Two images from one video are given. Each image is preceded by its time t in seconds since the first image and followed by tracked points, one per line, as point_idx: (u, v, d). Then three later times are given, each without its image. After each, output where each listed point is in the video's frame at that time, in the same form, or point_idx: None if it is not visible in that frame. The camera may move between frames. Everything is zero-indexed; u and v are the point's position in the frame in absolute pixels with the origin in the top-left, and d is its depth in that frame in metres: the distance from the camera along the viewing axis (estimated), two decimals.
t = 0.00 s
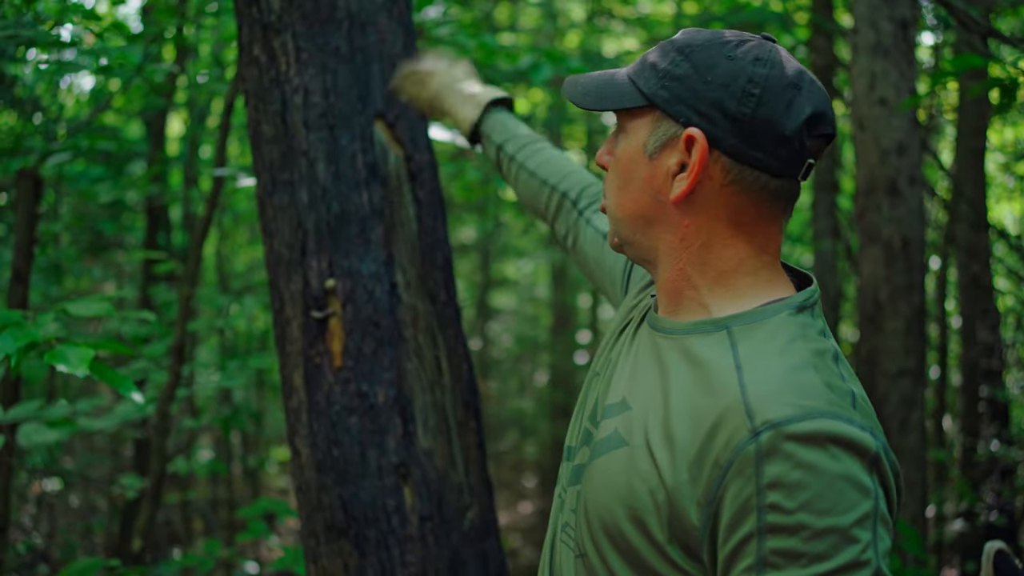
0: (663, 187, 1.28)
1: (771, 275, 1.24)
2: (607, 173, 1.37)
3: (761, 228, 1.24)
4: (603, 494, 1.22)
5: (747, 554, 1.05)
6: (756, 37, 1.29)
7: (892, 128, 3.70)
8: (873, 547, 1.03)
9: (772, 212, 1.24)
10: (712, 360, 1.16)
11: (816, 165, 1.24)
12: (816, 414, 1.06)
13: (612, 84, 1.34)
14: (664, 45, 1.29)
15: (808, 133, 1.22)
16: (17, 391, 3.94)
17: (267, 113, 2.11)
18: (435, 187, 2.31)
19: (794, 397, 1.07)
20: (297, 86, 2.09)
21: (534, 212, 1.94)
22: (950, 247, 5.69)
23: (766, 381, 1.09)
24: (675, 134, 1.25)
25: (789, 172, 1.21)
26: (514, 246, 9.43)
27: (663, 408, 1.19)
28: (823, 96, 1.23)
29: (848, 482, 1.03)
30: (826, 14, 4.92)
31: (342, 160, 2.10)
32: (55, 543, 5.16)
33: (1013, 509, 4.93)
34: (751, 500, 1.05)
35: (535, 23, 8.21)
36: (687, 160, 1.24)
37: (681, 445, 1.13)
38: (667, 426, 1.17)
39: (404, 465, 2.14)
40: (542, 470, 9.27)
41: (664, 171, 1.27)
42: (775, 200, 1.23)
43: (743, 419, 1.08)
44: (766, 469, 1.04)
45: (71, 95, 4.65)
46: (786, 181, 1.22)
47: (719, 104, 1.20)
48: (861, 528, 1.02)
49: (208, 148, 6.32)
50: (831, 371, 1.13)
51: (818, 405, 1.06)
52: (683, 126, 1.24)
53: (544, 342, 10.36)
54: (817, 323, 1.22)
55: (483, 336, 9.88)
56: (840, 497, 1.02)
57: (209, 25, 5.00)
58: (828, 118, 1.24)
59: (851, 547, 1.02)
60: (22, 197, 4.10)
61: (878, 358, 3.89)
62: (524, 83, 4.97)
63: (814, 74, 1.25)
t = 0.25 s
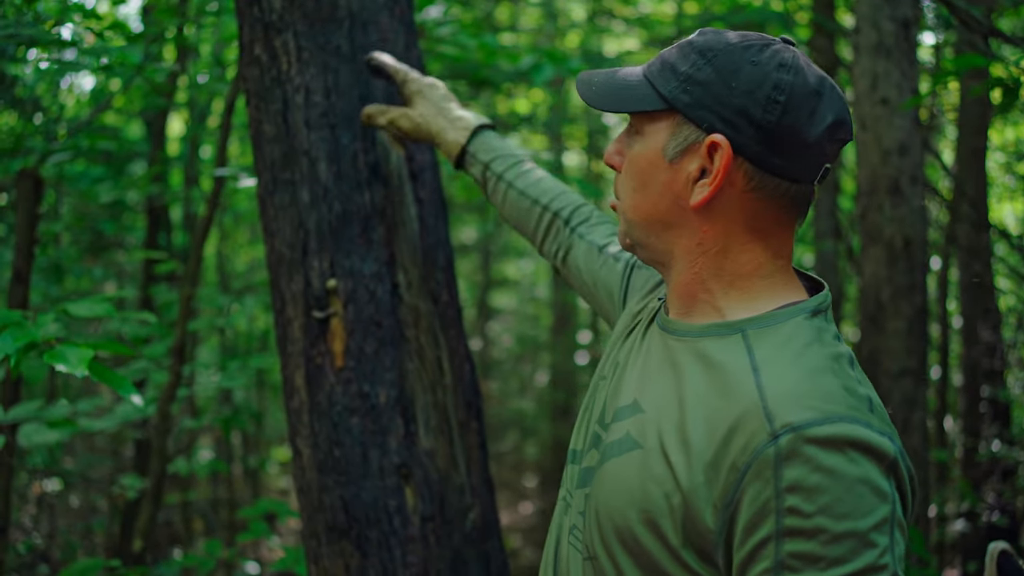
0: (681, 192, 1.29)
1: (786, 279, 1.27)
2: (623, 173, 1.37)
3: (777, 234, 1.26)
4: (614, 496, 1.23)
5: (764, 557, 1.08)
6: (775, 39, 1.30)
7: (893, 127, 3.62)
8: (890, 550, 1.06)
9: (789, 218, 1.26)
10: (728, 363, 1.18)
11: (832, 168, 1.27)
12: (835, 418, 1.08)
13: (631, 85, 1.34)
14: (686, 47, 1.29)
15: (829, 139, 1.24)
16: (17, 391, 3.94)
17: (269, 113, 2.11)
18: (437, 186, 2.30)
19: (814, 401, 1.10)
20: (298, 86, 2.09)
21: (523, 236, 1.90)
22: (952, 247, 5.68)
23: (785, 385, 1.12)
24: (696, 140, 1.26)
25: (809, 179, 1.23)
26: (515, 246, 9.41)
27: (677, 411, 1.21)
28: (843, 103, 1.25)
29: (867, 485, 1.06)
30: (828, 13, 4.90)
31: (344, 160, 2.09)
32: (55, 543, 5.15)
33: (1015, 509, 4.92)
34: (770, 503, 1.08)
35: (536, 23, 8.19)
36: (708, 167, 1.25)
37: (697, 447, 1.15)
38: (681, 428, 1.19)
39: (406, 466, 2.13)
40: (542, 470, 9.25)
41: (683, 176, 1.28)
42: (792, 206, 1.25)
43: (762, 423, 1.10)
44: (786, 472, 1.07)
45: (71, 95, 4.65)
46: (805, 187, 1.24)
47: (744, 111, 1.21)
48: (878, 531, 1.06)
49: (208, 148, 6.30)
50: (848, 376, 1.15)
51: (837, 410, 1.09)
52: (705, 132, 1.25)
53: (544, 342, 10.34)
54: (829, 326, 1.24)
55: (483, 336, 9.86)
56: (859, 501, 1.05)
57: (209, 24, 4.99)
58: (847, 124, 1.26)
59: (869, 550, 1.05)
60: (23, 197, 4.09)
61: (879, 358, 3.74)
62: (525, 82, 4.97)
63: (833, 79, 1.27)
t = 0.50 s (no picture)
0: (673, 191, 1.29)
1: (776, 280, 1.28)
2: (616, 167, 1.37)
3: (767, 236, 1.27)
4: (610, 499, 1.24)
5: (762, 556, 1.09)
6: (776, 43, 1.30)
7: (893, 128, 3.62)
8: (888, 546, 1.08)
9: (779, 220, 1.27)
10: (720, 363, 1.19)
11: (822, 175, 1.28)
12: (829, 415, 1.10)
13: (629, 81, 1.34)
14: (685, 46, 1.29)
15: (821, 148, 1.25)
16: (17, 391, 3.94)
17: (270, 114, 2.11)
18: (438, 187, 2.30)
19: (807, 399, 1.11)
20: (299, 87, 2.08)
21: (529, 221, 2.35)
22: (952, 248, 5.68)
23: (777, 383, 1.13)
24: (689, 141, 1.27)
25: (800, 186, 1.24)
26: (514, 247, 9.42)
27: (670, 413, 1.21)
28: (839, 111, 1.26)
29: (861, 481, 1.07)
30: (828, 14, 4.90)
31: (344, 160, 2.09)
32: (55, 544, 5.15)
33: (1015, 510, 4.93)
34: (766, 502, 1.09)
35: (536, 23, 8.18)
36: (701, 168, 1.25)
37: (691, 449, 1.16)
38: (675, 430, 1.19)
39: (407, 467, 2.13)
40: (542, 471, 9.25)
41: (675, 176, 1.29)
42: (782, 208, 1.26)
43: (756, 422, 1.11)
44: (781, 470, 1.08)
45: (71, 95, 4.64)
46: (795, 194, 1.25)
47: (740, 114, 1.21)
48: (875, 527, 1.07)
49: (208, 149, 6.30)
50: (840, 373, 1.16)
51: (831, 407, 1.10)
52: (700, 134, 1.25)
53: (544, 342, 10.34)
54: (820, 325, 1.25)
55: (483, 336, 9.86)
56: (854, 498, 1.07)
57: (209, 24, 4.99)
58: (841, 134, 1.27)
59: (866, 547, 1.06)
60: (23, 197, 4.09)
61: (879, 358, 3.72)
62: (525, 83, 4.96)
63: (829, 87, 1.27)
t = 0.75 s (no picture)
0: (667, 192, 1.29)
1: (775, 281, 1.27)
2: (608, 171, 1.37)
3: (764, 236, 1.26)
4: (604, 503, 1.23)
5: (757, 565, 1.08)
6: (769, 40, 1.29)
7: (893, 128, 3.61)
8: (886, 558, 1.07)
9: (777, 220, 1.26)
10: (716, 366, 1.17)
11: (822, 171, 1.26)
12: (828, 424, 1.08)
13: (619, 83, 1.34)
14: (675, 46, 1.29)
15: (817, 142, 1.23)
16: (16, 393, 3.93)
17: (268, 114, 2.10)
18: (436, 187, 2.30)
19: (805, 406, 1.09)
20: (298, 87, 2.08)
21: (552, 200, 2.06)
22: (952, 248, 5.67)
23: (776, 389, 1.11)
24: (681, 139, 1.26)
25: (795, 181, 1.23)
26: (513, 246, 9.41)
27: (665, 417, 1.20)
28: (834, 103, 1.23)
29: (860, 493, 1.06)
30: (828, 14, 4.90)
31: (343, 160, 2.09)
32: (54, 544, 5.15)
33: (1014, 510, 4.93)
34: (762, 511, 1.08)
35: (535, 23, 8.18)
36: (694, 166, 1.25)
37: (687, 455, 1.15)
38: (670, 435, 1.18)
39: (406, 468, 2.13)
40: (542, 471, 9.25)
41: (668, 176, 1.28)
42: (780, 208, 1.25)
43: (753, 430, 1.09)
44: (778, 480, 1.07)
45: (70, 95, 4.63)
46: (793, 190, 1.24)
47: (729, 109, 1.21)
48: (873, 540, 1.07)
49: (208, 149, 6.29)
50: (839, 379, 1.15)
51: (831, 416, 1.09)
52: (690, 131, 1.25)
53: (543, 342, 10.34)
54: (821, 328, 1.24)
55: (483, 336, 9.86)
56: (852, 510, 1.06)
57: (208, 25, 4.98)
58: (838, 128, 1.25)
59: (863, 560, 1.06)
60: (22, 197, 4.08)
61: (879, 358, 3.72)
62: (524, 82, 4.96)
63: (824, 80, 1.26)
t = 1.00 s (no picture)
0: (682, 200, 1.27)
1: (778, 285, 1.28)
2: (614, 177, 1.34)
3: (771, 241, 1.28)
4: (605, 512, 1.23)
5: None
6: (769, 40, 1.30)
7: (892, 130, 3.61)
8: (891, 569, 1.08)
9: (784, 224, 1.28)
10: (721, 375, 1.17)
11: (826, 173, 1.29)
12: (835, 435, 1.08)
13: (623, 86, 1.31)
14: (681, 48, 1.27)
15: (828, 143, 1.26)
16: (16, 394, 3.93)
17: (267, 116, 2.10)
18: (436, 189, 2.29)
19: (812, 415, 1.09)
20: (297, 89, 2.08)
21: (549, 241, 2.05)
22: (951, 249, 5.67)
23: (783, 398, 1.11)
24: (699, 146, 1.24)
25: (805, 184, 1.25)
26: (513, 247, 9.42)
27: (667, 424, 1.20)
28: (841, 106, 1.27)
29: (867, 503, 1.07)
30: (827, 15, 4.89)
31: (342, 163, 2.09)
32: (53, 545, 5.15)
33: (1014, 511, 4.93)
34: (769, 521, 1.08)
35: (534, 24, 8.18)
36: (714, 174, 1.24)
37: (691, 464, 1.14)
38: (673, 443, 1.18)
39: (405, 470, 2.13)
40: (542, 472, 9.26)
41: (684, 184, 1.27)
42: (788, 211, 1.27)
43: (760, 439, 1.09)
44: (786, 490, 1.07)
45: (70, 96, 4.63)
46: (802, 192, 1.26)
47: (750, 115, 1.21)
48: (879, 550, 1.07)
49: (207, 150, 6.29)
50: (844, 387, 1.15)
51: (838, 426, 1.09)
52: (710, 138, 1.23)
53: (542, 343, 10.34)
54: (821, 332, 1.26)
55: (482, 337, 9.87)
56: (860, 521, 1.06)
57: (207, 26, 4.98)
58: (841, 129, 1.29)
59: (869, 570, 1.07)
60: (21, 198, 4.08)
61: (879, 360, 3.71)
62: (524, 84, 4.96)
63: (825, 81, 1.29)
